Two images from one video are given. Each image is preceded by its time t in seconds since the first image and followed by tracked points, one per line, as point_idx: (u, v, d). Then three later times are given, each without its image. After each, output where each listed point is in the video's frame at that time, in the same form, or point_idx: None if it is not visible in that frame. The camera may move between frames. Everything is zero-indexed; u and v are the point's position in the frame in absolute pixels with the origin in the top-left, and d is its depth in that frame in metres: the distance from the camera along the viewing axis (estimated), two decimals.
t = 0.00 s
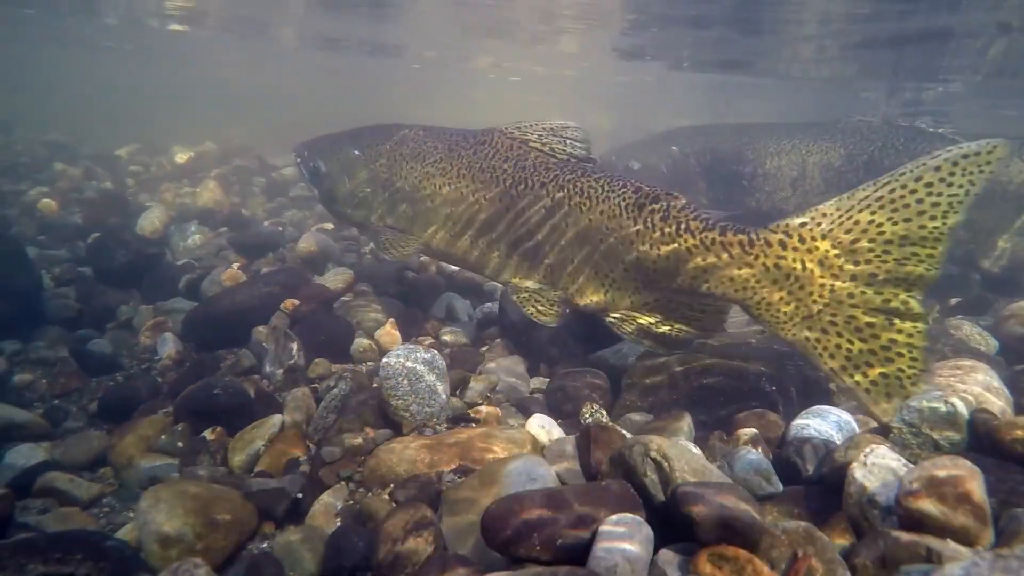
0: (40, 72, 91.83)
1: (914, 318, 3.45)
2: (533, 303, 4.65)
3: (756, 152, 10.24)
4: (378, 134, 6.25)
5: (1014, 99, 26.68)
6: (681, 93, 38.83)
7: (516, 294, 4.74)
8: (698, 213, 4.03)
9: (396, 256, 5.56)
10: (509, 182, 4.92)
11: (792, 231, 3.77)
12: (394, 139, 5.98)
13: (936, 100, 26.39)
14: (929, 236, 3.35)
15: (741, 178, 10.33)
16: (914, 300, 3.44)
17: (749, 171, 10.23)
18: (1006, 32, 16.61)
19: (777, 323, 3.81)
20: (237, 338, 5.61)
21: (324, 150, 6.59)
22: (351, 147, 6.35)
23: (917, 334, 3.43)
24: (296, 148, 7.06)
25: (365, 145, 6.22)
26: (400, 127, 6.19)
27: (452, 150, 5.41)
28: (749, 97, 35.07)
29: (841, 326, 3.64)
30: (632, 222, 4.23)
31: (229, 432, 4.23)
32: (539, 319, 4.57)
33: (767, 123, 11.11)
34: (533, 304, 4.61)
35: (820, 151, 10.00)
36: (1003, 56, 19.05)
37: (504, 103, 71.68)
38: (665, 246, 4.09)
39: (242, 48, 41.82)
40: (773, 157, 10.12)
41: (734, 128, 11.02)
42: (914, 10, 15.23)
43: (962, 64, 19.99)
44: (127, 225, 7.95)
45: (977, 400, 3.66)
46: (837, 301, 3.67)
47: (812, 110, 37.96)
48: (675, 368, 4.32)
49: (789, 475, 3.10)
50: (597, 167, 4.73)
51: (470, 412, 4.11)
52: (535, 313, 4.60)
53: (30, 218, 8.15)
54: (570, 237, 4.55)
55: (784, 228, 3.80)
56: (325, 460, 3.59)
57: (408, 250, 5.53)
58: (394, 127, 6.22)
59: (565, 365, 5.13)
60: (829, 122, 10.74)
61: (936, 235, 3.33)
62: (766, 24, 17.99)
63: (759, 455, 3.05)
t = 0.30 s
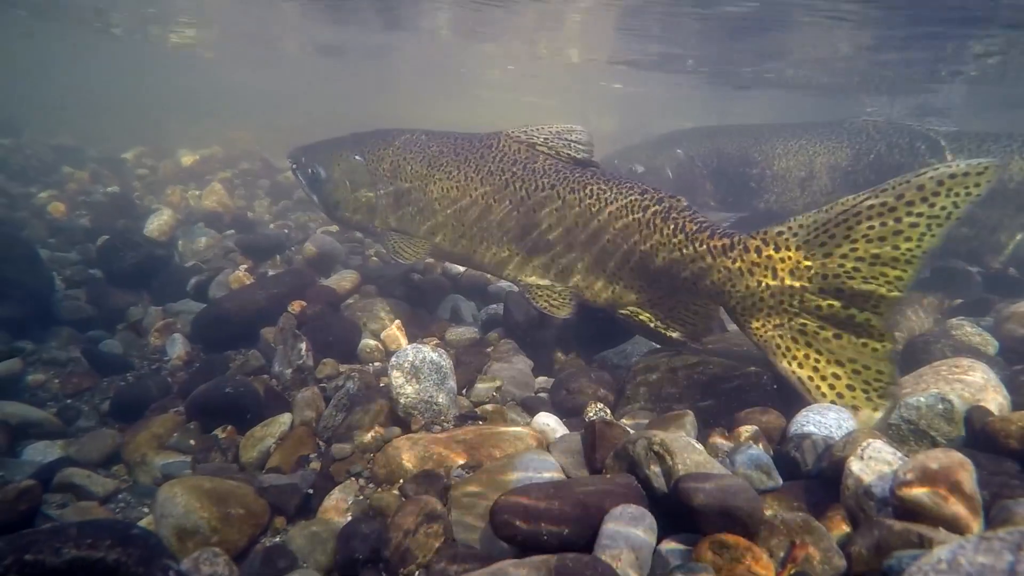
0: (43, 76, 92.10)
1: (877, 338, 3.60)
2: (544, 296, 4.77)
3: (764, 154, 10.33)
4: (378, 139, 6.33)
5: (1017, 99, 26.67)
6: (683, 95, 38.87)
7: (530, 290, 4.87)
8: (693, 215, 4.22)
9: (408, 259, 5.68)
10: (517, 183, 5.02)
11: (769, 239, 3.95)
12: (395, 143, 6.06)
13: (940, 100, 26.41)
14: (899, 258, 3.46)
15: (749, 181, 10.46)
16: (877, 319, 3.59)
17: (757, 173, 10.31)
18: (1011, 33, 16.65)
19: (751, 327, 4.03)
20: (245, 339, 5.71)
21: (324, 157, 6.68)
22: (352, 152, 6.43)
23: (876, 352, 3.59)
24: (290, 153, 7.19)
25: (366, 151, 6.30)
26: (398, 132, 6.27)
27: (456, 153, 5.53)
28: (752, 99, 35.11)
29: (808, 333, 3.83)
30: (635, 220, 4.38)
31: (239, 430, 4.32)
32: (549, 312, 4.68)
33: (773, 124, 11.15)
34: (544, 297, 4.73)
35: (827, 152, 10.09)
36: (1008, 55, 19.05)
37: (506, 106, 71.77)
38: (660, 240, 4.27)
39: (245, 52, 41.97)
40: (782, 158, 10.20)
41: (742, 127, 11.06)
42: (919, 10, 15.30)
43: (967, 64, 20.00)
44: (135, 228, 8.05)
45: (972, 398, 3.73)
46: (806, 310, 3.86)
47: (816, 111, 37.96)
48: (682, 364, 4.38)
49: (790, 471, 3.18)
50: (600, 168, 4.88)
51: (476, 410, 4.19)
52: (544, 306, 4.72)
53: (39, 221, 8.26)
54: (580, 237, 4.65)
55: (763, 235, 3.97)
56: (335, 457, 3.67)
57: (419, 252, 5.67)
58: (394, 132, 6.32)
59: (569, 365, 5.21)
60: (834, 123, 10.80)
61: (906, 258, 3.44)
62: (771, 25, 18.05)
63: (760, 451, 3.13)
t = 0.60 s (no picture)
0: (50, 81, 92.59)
1: (872, 329, 3.68)
2: (541, 306, 4.78)
3: (770, 158, 10.34)
4: (380, 147, 6.40)
5: None
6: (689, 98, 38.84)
7: (523, 298, 4.86)
8: (708, 221, 4.23)
9: (395, 266, 5.71)
10: (513, 195, 5.02)
11: (778, 239, 3.99)
12: (394, 151, 6.13)
13: (947, 100, 26.33)
14: (894, 249, 3.54)
15: (757, 185, 10.47)
16: (873, 311, 3.67)
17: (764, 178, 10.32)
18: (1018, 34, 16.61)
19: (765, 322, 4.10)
20: (250, 343, 5.78)
21: (331, 162, 6.74)
22: (352, 159, 6.50)
23: (871, 342, 3.68)
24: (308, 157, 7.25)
25: (367, 158, 6.36)
26: (403, 140, 6.34)
27: (450, 163, 5.57)
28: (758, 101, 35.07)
29: (817, 328, 3.88)
30: (642, 228, 4.39)
31: (244, 433, 4.37)
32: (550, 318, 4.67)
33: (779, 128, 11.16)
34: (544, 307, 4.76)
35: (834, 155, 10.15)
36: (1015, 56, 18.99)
37: (510, 108, 71.81)
38: (675, 247, 4.25)
39: (251, 56, 42.12)
40: (789, 163, 10.20)
41: (747, 131, 11.14)
42: (925, 12, 15.30)
43: (974, 64, 19.93)
44: (141, 233, 8.12)
45: (967, 398, 3.76)
46: (814, 305, 3.91)
47: (822, 113, 37.88)
48: (689, 365, 4.41)
49: (788, 472, 3.21)
50: (596, 179, 4.86)
51: (478, 413, 4.22)
52: (544, 313, 4.74)
53: (47, 226, 8.34)
54: (581, 248, 4.65)
55: (774, 235, 4.01)
56: (338, 459, 3.71)
57: (409, 261, 5.68)
58: (396, 140, 6.38)
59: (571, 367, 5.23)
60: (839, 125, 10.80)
61: (900, 249, 3.51)
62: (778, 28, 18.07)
63: (758, 453, 3.15)
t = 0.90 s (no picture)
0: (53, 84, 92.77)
1: (885, 322, 3.71)
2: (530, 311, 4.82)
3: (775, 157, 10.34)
4: (385, 150, 6.41)
5: None
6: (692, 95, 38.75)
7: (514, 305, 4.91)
8: (694, 230, 4.24)
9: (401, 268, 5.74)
10: (505, 200, 5.07)
11: (776, 247, 3.99)
12: (399, 154, 6.15)
13: (952, 94, 26.19)
14: (900, 254, 3.57)
15: (762, 186, 10.45)
16: (886, 308, 3.69)
17: (770, 178, 10.30)
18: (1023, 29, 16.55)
19: (767, 329, 4.08)
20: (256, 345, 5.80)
21: (336, 164, 6.76)
22: (358, 160, 6.51)
23: (888, 336, 3.69)
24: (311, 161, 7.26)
25: (372, 159, 6.38)
26: (408, 143, 6.36)
27: (451, 166, 5.62)
28: (761, 98, 34.97)
29: (823, 330, 3.89)
30: (628, 236, 4.42)
31: (251, 436, 4.40)
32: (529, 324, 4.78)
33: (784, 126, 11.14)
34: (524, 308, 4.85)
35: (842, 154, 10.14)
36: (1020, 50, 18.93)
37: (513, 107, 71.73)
38: (660, 258, 4.28)
39: (252, 58, 42.13)
40: (793, 162, 10.14)
41: (750, 130, 11.22)
42: (929, 8, 15.27)
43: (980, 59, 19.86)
44: (146, 237, 8.15)
45: (970, 394, 3.77)
46: (819, 308, 3.92)
47: (826, 110, 37.75)
48: (680, 368, 4.42)
49: (792, 469, 3.23)
50: (589, 185, 4.91)
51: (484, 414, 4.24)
52: (523, 317, 4.80)
53: (52, 231, 8.38)
54: (568, 255, 4.70)
55: (770, 243, 4.01)
56: (345, 461, 3.74)
57: (410, 262, 5.73)
58: (401, 142, 6.40)
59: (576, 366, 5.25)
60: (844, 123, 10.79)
61: (906, 253, 3.55)
62: (782, 25, 18.03)
63: (761, 451, 3.17)
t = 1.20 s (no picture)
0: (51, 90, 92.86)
1: (884, 321, 3.60)
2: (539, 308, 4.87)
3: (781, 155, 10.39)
4: (388, 150, 6.44)
5: None
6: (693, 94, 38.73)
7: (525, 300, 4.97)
8: (685, 229, 4.26)
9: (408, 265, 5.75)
10: (516, 197, 5.12)
11: (765, 245, 3.94)
12: (406, 154, 6.19)
13: (954, 90, 26.19)
14: (895, 248, 3.48)
15: (768, 183, 10.49)
16: (882, 303, 3.59)
17: (776, 175, 10.36)
18: None
19: (759, 328, 4.02)
20: (265, 346, 5.82)
21: (339, 165, 6.78)
22: (364, 160, 6.54)
23: (889, 333, 3.58)
24: (311, 163, 7.30)
25: (379, 159, 6.41)
26: (413, 143, 6.39)
27: (463, 164, 5.66)
28: (762, 96, 34.96)
29: (817, 330, 3.83)
30: (631, 232, 4.45)
31: (264, 434, 4.42)
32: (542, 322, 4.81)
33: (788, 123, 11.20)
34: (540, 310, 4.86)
35: (850, 152, 10.25)
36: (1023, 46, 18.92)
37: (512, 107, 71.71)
38: (655, 254, 4.32)
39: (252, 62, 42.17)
40: (802, 161, 10.26)
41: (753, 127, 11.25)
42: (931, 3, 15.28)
43: (982, 54, 19.85)
44: (152, 240, 8.18)
45: (981, 383, 3.81)
46: (812, 306, 3.85)
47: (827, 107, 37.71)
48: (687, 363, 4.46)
49: (804, 458, 3.26)
50: (601, 183, 4.96)
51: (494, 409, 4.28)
52: (540, 316, 4.84)
53: (60, 236, 8.42)
54: (576, 251, 4.75)
55: (759, 241, 3.96)
56: (359, 457, 3.78)
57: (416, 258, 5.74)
58: (406, 142, 6.43)
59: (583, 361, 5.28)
60: (850, 120, 10.86)
61: (901, 246, 3.45)
62: (783, 22, 18.05)
63: (773, 440, 3.20)
